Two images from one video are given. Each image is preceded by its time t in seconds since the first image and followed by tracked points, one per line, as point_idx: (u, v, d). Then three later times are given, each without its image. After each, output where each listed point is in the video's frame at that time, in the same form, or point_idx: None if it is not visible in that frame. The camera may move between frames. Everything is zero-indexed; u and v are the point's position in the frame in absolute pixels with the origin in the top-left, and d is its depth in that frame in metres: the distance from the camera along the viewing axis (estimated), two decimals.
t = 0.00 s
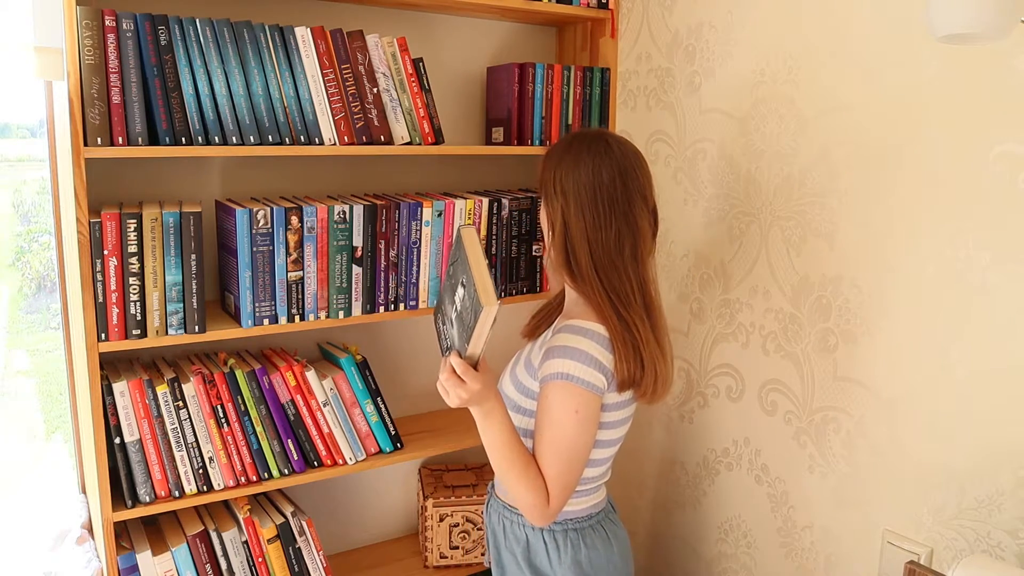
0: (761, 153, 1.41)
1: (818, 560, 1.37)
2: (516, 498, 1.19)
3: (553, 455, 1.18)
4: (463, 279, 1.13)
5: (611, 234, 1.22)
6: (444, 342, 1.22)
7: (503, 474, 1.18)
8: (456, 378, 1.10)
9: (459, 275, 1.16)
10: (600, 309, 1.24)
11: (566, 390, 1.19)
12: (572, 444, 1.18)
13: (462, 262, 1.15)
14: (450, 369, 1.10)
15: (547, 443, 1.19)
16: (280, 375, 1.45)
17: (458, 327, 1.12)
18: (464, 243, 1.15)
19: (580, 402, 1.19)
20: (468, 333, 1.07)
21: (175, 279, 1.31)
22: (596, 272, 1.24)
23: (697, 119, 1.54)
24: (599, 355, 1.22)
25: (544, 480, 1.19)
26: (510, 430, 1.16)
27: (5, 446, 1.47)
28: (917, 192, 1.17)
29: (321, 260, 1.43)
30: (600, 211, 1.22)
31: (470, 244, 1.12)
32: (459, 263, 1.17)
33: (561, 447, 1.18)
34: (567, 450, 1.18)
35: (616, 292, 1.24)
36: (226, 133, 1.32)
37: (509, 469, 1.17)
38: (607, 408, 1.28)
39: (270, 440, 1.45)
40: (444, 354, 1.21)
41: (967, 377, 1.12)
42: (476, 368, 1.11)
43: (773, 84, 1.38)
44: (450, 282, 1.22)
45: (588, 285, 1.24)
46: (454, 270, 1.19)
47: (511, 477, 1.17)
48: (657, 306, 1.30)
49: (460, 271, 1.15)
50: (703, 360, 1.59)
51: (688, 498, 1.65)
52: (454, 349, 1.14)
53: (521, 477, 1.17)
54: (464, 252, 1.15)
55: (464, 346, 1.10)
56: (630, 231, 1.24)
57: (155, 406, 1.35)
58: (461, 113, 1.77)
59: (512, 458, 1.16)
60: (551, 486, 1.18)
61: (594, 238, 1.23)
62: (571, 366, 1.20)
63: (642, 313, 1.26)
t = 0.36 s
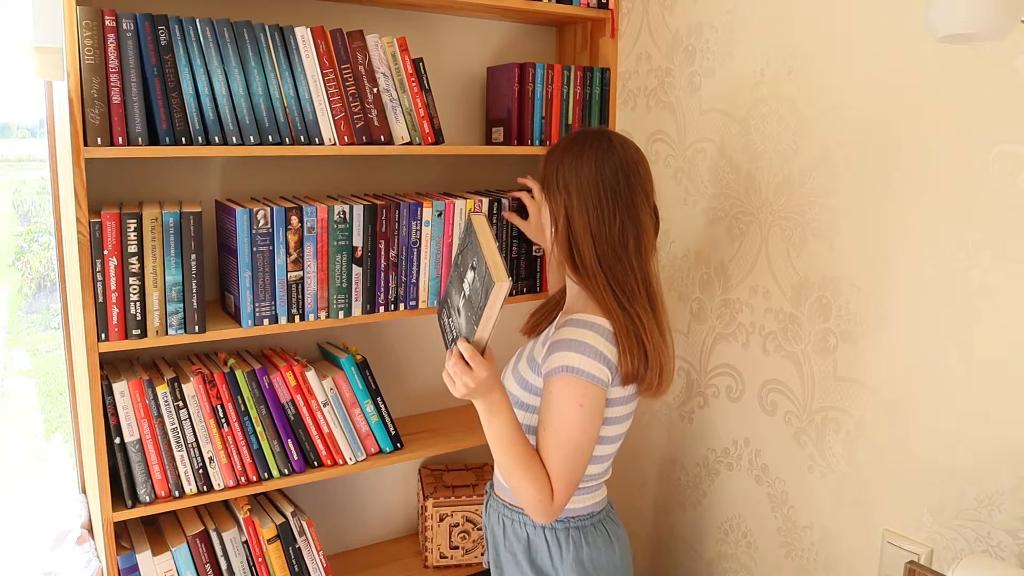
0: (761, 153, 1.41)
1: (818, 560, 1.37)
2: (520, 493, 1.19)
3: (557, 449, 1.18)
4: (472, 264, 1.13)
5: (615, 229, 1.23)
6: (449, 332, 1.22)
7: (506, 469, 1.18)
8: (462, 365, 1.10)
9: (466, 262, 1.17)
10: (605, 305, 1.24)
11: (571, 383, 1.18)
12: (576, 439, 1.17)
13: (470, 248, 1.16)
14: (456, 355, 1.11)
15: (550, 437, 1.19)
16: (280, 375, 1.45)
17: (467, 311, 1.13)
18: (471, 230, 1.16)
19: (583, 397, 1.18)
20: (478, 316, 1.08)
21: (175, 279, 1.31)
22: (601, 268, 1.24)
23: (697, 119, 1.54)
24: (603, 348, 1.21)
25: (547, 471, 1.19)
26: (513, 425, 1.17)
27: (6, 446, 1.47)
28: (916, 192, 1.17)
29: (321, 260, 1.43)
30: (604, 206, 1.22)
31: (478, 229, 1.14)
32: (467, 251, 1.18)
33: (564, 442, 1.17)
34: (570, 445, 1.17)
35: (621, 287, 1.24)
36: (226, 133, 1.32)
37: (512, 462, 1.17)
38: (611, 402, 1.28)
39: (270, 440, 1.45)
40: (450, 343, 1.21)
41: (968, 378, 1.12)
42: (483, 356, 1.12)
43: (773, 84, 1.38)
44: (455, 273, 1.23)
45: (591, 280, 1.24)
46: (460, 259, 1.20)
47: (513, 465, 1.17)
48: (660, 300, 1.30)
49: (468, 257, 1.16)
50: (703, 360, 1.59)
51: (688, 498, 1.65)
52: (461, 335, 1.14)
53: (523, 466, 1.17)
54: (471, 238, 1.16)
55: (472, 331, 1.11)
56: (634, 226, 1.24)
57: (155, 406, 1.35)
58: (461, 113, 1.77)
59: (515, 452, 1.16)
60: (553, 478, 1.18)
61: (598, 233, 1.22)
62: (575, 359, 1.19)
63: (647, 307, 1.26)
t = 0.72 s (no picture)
0: (761, 153, 1.41)
1: (818, 560, 1.37)
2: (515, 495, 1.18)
3: (551, 453, 1.18)
4: (464, 270, 1.13)
5: (611, 232, 1.23)
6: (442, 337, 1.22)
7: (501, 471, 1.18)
8: (454, 370, 1.10)
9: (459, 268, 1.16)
10: (600, 310, 1.24)
11: (564, 390, 1.19)
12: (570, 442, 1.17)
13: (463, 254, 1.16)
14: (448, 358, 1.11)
15: (545, 440, 1.19)
16: (280, 375, 1.45)
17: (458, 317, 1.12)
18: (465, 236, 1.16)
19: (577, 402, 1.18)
20: (468, 322, 1.08)
21: (175, 279, 1.31)
22: (597, 272, 1.24)
23: (697, 119, 1.54)
24: (598, 356, 1.21)
25: (541, 474, 1.19)
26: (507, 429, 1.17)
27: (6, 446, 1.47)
28: (916, 192, 1.17)
29: (321, 260, 1.44)
30: (601, 209, 1.22)
31: (471, 235, 1.13)
32: (460, 256, 1.18)
33: (559, 445, 1.17)
34: (564, 448, 1.17)
35: (617, 292, 1.24)
36: (226, 133, 1.32)
37: (506, 465, 1.17)
38: (607, 406, 1.28)
39: (270, 440, 1.45)
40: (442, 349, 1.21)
41: (968, 379, 1.12)
42: (474, 361, 1.12)
43: (773, 84, 1.38)
44: (449, 279, 1.23)
45: (588, 286, 1.24)
46: (455, 265, 1.20)
47: (507, 468, 1.17)
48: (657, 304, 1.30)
49: (461, 263, 1.16)
50: (703, 360, 1.59)
51: (688, 498, 1.65)
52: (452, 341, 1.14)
53: (518, 470, 1.17)
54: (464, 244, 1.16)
55: (462, 337, 1.10)
56: (631, 230, 1.24)
57: (155, 406, 1.35)
58: (461, 112, 1.77)
59: (509, 455, 1.16)
60: (548, 480, 1.18)
61: (596, 237, 1.22)
62: (570, 365, 1.19)
63: (643, 312, 1.26)
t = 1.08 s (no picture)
0: (761, 153, 1.41)
1: (818, 560, 1.37)
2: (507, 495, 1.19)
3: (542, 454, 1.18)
4: (466, 270, 1.14)
5: (607, 235, 1.23)
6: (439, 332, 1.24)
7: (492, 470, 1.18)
8: (445, 369, 1.13)
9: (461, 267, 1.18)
10: (593, 315, 1.23)
11: (555, 391, 1.18)
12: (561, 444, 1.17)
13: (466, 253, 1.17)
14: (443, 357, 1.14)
15: (537, 442, 1.18)
16: (280, 375, 1.45)
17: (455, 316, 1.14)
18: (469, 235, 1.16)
19: (569, 404, 1.18)
20: (465, 323, 1.09)
21: (175, 279, 1.31)
22: (592, 277, 1.24)
23: (697, 119, 1.54)
24: (589, 358, 1.21)
25: (533, 475, 1.19)
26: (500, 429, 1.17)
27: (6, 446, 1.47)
28: (916, 192, 1.17)
29: (321, 260, 1.43)
30: (597, 211, 1.22)
31: (475, 235, 1.14)
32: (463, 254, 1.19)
33: (551, 447, 1.17)
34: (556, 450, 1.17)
35: (611, 298, 1.24)
36: (226, 133, 1.32)
37: (498, 464, 1.17)
38: (598, 409, 1.27)
39: (270, 440, 1.45)
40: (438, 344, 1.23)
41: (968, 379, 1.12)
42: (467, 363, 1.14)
43: (773, 84, 1.38)
44: (450, 275, 1.24)
45: (582, 290, 1.24)
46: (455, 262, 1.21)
47: (499, 472, 1.17)
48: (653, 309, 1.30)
49: (463, 262, 1.17)
50: (703, 360, 1.59)
51: (688, 498, 1.65)
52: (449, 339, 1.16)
53: (509, 470, 1.17)
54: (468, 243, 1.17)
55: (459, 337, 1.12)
56: (627, 231, 1.24)
57: (155, 406, 1.35)
58: (461, 112, 1.77)
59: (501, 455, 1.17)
60: (540, 482, 1.18)
61: (592, 240, 1.22)
62: (564, 368, 1.19)
63: (637, 315, 1.26)
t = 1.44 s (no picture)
0: (761, 153, 1.41)
1: (818, 560, 1.37)
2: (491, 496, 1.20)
3: (524, 456, 1.18)
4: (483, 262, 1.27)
5: (609, 235, 1.22)
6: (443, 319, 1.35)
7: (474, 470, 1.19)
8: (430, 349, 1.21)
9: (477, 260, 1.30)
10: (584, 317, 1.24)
11: (540, 393, 1.18)
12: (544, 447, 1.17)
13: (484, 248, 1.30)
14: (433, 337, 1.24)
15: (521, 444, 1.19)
16: (280, 375, 1.45)
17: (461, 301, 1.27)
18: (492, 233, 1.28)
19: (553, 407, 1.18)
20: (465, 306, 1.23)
21: (175, 279, 1.31)
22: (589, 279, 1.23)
23: (697, 119, 1.54)
24: (576, 361, 1.21)
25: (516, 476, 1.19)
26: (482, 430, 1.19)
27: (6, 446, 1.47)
28: (916, 192, 1.17)
29: (320, 260, 1.43)
30: (600, 210, 1.21)
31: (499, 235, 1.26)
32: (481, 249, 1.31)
33: (533, 450, 1.17)
34: (538, 452, 1.17)
35: (607, 301, 1.24)
36: (226, 133, 1.32)
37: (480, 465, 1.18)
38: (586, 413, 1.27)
39: (270, 440, 1.45)
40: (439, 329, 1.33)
41: (968, 379, 1.12)
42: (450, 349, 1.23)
43: (773, 84, 1.38)
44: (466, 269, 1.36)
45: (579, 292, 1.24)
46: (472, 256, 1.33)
47: (482, 471, 1.18)
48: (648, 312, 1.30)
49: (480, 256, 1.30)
50: (703, 360, 1.59)
51: (688, 498, 1.65)
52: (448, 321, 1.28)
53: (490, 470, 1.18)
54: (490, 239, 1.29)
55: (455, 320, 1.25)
56: (628, 231, 1.24)
57: (155, 406, 1.35)
58: (461, 112, 1.77)
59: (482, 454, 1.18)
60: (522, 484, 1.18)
61: (593, 240, 1.22)
62: (551, 370, 1.19)
63: (632, 318, 1.26)
